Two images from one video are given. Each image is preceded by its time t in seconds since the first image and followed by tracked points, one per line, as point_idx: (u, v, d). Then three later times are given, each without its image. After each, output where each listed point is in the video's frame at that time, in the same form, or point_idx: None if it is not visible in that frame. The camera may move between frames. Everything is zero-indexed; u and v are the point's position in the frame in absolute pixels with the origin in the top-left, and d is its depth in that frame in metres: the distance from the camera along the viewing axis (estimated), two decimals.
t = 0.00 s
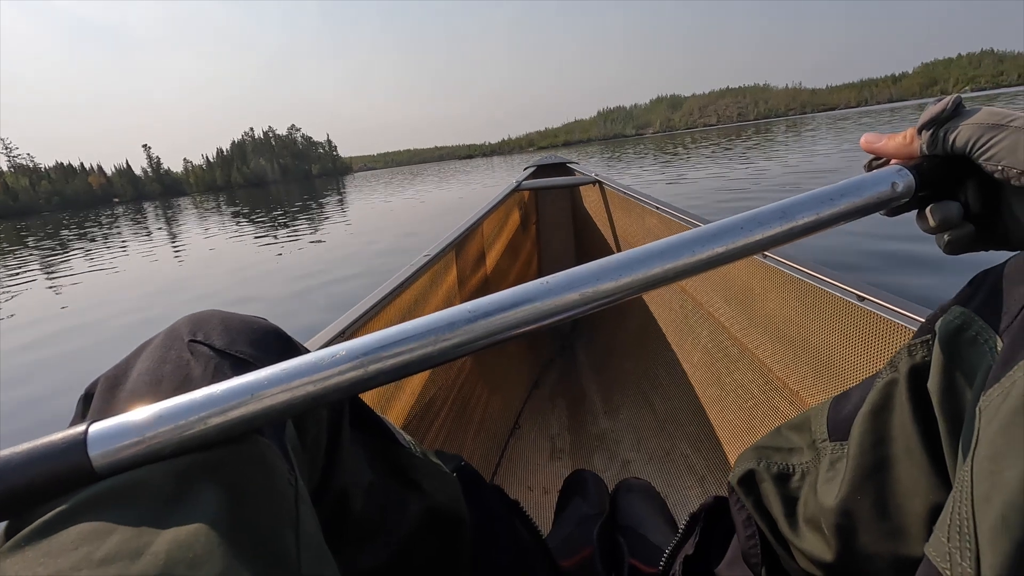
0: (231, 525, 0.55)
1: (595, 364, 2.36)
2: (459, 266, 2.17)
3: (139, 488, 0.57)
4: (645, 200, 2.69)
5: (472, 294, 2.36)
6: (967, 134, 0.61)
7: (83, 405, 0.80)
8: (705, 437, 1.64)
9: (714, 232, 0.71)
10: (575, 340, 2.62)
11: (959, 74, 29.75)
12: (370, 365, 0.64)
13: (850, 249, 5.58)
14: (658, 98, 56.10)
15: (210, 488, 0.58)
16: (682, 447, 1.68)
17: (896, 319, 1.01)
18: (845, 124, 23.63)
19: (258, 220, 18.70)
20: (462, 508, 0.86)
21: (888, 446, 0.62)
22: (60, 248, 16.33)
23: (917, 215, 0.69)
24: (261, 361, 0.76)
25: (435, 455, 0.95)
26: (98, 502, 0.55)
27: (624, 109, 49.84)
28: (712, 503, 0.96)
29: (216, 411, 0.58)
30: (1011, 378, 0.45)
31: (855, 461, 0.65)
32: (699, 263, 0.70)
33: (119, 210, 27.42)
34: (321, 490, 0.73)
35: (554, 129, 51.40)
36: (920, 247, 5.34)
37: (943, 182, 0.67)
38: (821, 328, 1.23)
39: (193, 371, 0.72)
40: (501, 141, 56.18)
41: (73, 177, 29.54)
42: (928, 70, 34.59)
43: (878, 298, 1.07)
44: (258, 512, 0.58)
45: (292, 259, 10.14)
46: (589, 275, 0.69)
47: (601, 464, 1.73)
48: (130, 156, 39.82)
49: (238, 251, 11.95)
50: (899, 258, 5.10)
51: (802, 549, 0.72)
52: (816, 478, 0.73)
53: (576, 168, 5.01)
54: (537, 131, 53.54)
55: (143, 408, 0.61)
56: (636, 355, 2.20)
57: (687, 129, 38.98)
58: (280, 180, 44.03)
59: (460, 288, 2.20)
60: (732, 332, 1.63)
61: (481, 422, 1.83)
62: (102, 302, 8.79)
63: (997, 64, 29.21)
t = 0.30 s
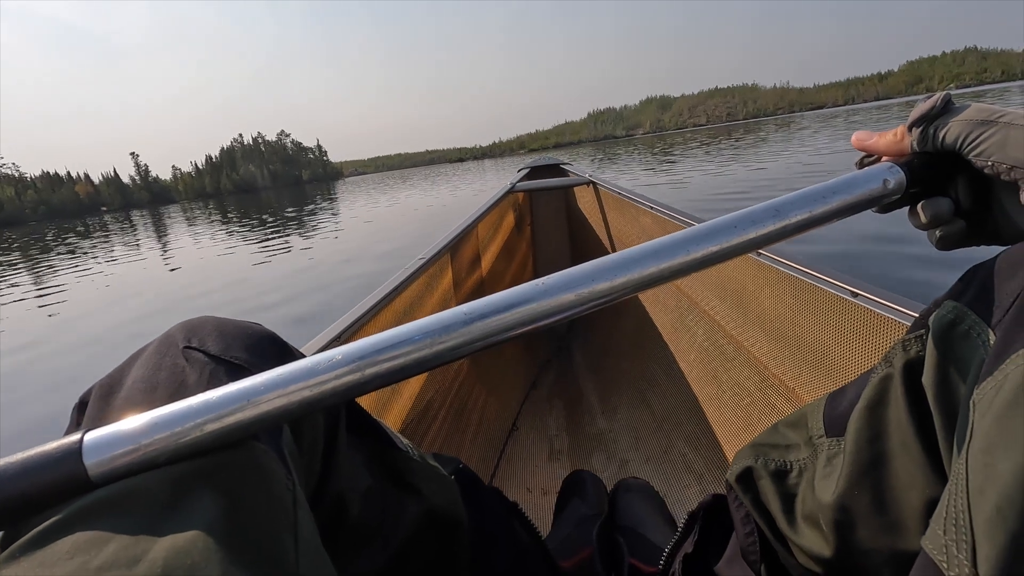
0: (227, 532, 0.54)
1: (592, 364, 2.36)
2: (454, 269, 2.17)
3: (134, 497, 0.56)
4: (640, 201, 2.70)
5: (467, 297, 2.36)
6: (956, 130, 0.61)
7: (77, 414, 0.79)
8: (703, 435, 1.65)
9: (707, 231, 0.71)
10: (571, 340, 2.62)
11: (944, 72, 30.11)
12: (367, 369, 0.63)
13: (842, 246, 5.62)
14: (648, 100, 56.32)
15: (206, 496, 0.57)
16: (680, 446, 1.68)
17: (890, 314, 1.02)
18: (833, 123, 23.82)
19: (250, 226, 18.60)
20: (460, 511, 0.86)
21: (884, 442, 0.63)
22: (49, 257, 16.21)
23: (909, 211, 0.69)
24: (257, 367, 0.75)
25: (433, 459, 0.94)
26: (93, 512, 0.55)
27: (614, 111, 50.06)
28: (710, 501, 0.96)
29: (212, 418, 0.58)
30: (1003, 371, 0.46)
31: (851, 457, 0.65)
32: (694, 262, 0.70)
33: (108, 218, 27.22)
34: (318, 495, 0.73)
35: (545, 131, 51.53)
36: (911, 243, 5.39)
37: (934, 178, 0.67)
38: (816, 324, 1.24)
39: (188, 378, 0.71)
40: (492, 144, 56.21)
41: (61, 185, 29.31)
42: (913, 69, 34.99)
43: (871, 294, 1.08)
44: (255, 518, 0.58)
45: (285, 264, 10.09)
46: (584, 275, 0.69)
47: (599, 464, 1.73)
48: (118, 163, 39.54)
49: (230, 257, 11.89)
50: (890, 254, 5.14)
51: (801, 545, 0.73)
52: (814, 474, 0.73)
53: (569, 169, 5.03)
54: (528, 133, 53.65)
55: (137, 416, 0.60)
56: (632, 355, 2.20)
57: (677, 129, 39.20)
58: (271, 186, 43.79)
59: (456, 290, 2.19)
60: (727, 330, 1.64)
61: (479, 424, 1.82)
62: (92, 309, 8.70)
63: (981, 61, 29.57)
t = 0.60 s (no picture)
0: (229, 541, 0.54)
1: (590, 364, 2.37)
2: (450, 273, 2.17)
3: (132, 509, 0.56)
4: (634, 200, 2.71)
5: (464, 300, 2.36)
6: (945, 122, 0.62)
7: (75, 428, 0.79)
8: (702, 433, 1.65)
9: (701, 229, 0.72)
10: (569, 340, 2.63)
11: (928, 69, 30.52)
12: (365, 375, 0.63)
13: (833, 242, 5.66)
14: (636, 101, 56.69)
15: (206, 506, 0.57)
16: (679, 444, 1.69)
17: (885, 307, 1.02)
18: (820, 121, 24.05)
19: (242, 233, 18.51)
20: (461, 514, 0.86)
21: (881, 434, 0.63)
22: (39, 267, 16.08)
23: (900, 203, 0.70)
24: (255, 375, 0.75)
25: (433, 462, 0.94)
26: (95, 526, 0.54)
27: (604, 112, 50.28)
28: (711, 497, 0.97)
29: (212, 428, 0.58)
30: (995, 361, 0.46)
31: (849, 450, 0.66)
32: (688, 260, 0.71)
33: (98, 227, 27.01)
34: (319, 501, 0.73)
35: (536, 134, 51.66)
36: (900, 237, 5.44)
37: (924, 171, 0.68)
38: (812, 320, 1.25)
39: (186, 388, 0.71)
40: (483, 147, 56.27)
41: (49, 195, 29.07)
42: (898, 67, 35.41)
43: (864, 288, 1.09)
44: (255, 526, 0.57)
45: (278, 270, 10.04)
46: (580, 276, 0.70)
47: (599, 464, 1.73)
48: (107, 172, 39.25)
49: (222, 265, 11.81)
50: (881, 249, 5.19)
51: (801, 539, 0.74)
52: (813, 469, 0.74)
53: (562, 170, 5.04)
54: (519, 136, 53.77)
55: (135, 428, 0.60)
56: (630, 354, 2.21)
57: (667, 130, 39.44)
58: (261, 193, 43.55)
59: (452, 294, 2.19)
60: (724, 328, 1.65)
61: (478, 427, 1.82)
62: (83, 319, 8.63)
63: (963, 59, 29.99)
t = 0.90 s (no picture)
0: (233, 543, 0.54)
1: (592, 364, 2.37)
2: (452, 273, 2.17)
3: (137, 512, 0.56)
4: (635, 199, 2.72)
5: (466, 300, 2.36)
6: (947, 119, 0.63)
7: (79, 431, 0.78)
8: (706, 432, 1.66)
9: (703, 227, 0.72)
10: (571, 340, 2.63)
11: (924, 69, 30.64)
12: (368, 376, 0.63)
13: (833, 241, 5.67)
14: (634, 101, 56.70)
15: (211, 508, 0.57)
16: (682, 443, 1.69)
17: (888, 304, 1.03)
18: (817, 121, 24.10)
19: (240, 234, 18.49)
20: (464, 513, 0.86)
21: (885, 431, 0.64)
22: (37, 269, 16.07)
23: (902, 200, 0.71)
24: (258, 377, 0.75)
25: (437, 462, 0.94)
26: (100, 529, 0.54)
27: (601, 112, 50.35)
28: (715, 496, 0.97)
29: (216, 430, 0.57)
30: (1000, 357, 0.46)
31: (853, 448, 0.66)
32: (690, 260, 0.71)
33: (95, 229, 26.94)
34: (324, 502, 0.73)
35: (534, 134, 51.70)
36: (899, 236, 5.45)
37: (927, 167, 0.69)
38: (815, 317, 1.25)
39: (190, 390, 0.71)
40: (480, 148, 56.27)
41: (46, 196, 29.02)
42: (895, 66, 35.52)
43: (868, 285, 1.09)
44: (258, 526, 0.57)
45: (277, 271, 10.03)
46: (581, 276, 0.70)
47: (603, 464, 1.73)
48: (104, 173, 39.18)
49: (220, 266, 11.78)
50: (880, 247, 5.20)
51: (806, 538, 0.74)
52: (817, 467, 0.74)
53: (563, 170, 5.05)
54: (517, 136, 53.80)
55: (140, 430, 0.60)
56: (632, 354, 2.21)
57: (665, 129, 39.50)
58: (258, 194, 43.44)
59: (454, 295, 2.19)
60: (727, 327, 1.65)
61: (481, 427, 1.82)
62: (82, 320, 8.62)
63: (959, 59, 30.13)
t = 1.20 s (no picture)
0: (236, 543, 0.54)
1: (593, 364, 2.37)
2: (454, 273, 2.17)
3: (142, 512, 0.55)
4: (636, 199, 2.72)
5: (467, 301, 2.36)
6: (950, 119, 0.63)
7: (82, 431, 0.78)
8: (708, 433, 1.66)
9: (706, 227, 0.72)
10: (572, 340, 2.62)
11: (921, 70, 30.72)
12: (371, 377, 0.63)
13: (832, 241, 5.68)
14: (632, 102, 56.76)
15: (214, 508, 0.56)
16: (684, 443, 1.69)
17: (891, 304, 1.03)
18: (815, 121, 24.14)
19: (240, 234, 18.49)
20: (466, 514, 0.85)
21: (889, 431, 0.64)
22: (38, 269, 16.09)
23: (906, 200, 0.71)
24: (261, 377, 0.75)
25: (439, 463, 0.94)
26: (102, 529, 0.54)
27: (599, 113, 50.38)
28: (717, 496, 0.97)
29: (219, 430, 0.57)
30: (1006, 357, 0.46)
31: (856, 448, 0.66)
32: (693, 259, 0.71)
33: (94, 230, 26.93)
34: (325, 502, 0.73)
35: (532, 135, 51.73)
36: (899, 237, 5.45)
37: (931, 167, 0.69)
38: (817, 317, 1.25)
39: (193, 390, 0.70)
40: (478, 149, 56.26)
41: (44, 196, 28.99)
42: (892, 66, 35.62)
43: (871, 285, 1.09)
44: (261, 527, 0.57)
45: (276, 272, 10.02)
46: (584, 276, 0.70)
47: (605, 464, 1.73)
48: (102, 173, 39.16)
49: (218, 267, 11.76)
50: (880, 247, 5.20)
51: (809, 538, 0.74)
52: (820, 467, 0.74)
53: (564, 171, 5.05)
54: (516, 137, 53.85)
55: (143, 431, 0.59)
56: (633, 355, 2.21)
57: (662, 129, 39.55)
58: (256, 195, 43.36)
59: (456, 295, 2.19)
60: (729, 327, 1.65)
61: (483, 427, 1.82)
62: (81, 320, 8.62)
63: (955, 60, 30.23)
